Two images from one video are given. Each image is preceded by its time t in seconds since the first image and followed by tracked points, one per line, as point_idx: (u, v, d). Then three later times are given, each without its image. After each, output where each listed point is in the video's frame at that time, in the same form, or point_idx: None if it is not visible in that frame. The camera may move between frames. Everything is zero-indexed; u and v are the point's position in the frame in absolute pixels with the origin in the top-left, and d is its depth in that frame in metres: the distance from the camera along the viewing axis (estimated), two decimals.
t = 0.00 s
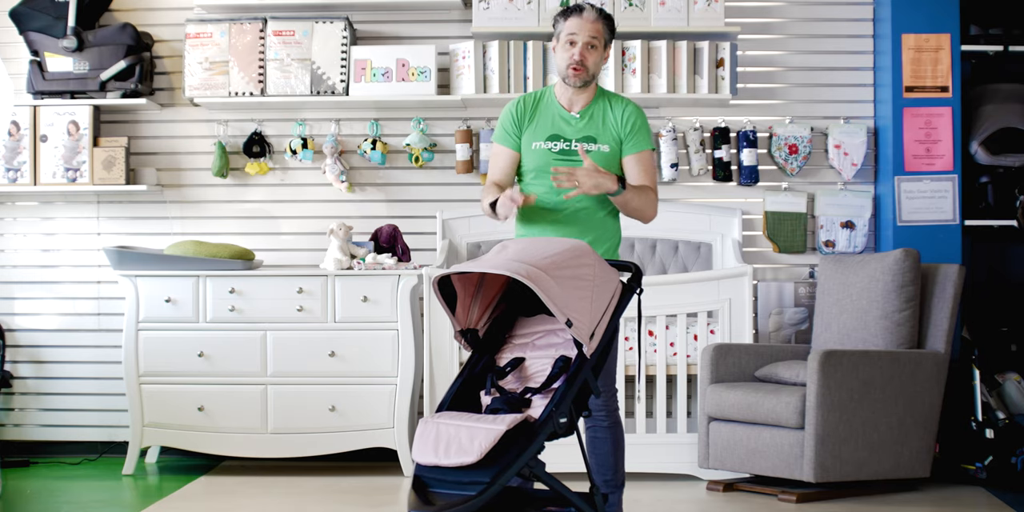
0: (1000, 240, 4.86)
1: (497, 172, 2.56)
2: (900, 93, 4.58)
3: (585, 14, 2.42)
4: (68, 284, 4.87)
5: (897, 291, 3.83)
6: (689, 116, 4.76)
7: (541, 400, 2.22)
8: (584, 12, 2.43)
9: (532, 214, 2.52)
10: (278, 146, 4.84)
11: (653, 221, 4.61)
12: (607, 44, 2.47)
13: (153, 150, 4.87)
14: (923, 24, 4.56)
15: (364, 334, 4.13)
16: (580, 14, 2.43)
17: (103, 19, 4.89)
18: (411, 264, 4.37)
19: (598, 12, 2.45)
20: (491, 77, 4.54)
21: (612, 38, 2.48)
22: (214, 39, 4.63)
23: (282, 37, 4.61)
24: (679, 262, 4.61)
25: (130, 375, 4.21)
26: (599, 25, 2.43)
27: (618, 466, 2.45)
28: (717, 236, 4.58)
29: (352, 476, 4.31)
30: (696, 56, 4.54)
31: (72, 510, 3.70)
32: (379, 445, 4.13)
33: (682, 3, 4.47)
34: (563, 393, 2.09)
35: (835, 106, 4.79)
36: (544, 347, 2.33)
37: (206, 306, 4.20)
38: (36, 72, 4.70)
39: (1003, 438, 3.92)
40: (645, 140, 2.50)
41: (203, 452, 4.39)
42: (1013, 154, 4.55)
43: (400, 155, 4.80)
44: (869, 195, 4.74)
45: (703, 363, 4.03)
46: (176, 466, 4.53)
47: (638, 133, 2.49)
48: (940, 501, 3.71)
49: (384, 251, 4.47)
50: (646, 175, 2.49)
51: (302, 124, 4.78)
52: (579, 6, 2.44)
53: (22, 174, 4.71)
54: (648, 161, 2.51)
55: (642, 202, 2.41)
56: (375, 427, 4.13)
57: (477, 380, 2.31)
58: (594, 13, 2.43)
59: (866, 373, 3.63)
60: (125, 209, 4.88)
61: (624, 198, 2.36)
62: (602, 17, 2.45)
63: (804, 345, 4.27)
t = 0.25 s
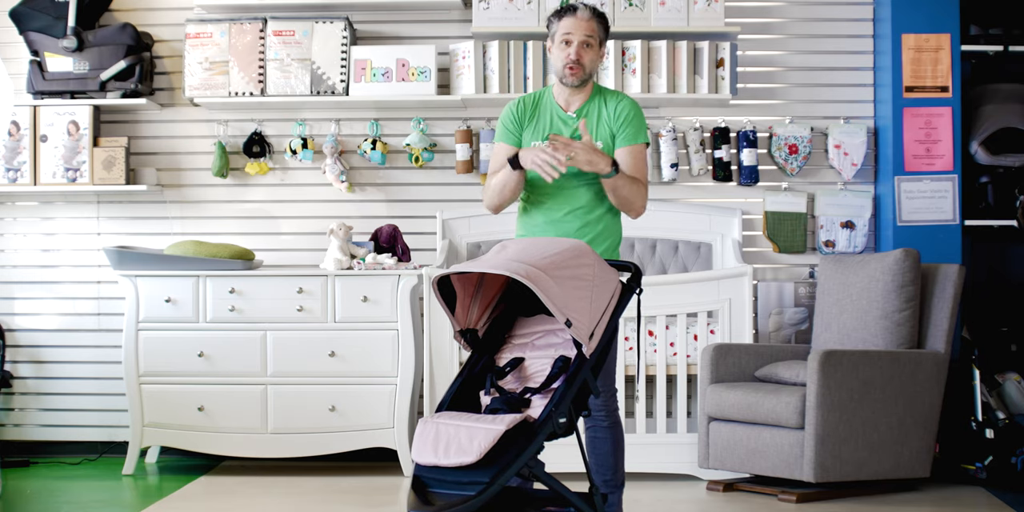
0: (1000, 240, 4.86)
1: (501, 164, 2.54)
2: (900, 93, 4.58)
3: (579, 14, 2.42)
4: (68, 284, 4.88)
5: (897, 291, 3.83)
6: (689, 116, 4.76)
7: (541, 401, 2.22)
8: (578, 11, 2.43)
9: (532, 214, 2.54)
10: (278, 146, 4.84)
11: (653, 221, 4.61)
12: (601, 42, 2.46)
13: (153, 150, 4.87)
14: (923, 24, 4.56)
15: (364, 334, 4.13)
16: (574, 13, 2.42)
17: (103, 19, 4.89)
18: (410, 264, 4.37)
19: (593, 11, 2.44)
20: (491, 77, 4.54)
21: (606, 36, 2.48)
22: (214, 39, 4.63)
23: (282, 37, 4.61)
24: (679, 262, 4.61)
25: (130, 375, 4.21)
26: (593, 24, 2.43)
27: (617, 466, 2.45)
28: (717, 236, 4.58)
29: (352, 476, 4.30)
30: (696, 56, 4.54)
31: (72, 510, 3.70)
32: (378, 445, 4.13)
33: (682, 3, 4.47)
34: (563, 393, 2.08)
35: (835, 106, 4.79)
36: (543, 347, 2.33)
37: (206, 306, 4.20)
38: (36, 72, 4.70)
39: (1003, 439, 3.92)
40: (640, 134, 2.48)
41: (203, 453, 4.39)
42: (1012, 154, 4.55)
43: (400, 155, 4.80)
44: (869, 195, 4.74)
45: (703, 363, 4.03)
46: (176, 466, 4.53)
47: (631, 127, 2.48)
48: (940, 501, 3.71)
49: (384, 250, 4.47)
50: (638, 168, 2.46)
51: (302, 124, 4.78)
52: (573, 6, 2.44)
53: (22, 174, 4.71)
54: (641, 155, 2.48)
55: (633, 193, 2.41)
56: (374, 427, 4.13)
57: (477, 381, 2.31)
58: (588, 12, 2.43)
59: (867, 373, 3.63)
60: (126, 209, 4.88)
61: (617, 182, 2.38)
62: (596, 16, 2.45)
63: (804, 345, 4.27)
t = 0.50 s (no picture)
0: (1000, 240, 4.86)
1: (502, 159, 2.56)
2: (900, 93, 4.58)
3: (584, 10, 2.44)
4: (68, 284, 4.88)
5: (897, 291, 3.83)
6: (689, 116, 4.76)
7: (541, 401, 2.22)
8: (583, 8, 2.44)
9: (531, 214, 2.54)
10: (278, 146, 4.84)
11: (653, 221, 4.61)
12: (605, 39, 2.48)
13: (153, 150, 4.87)
14: (923, 24, 4.56)
15: (364, 334, 4.13)
16: (580, 10, 2.44)
17: (103, 19, 4.89)
18: (411, 264, 4.37)
19: (597, 9, 2.46)
20: (491, 77, 4.54)
21: (609, 34, 2.49)
22: (214, 39, 4.63)
23: (282, 37, 4.61)
24: (679, 262, 4.61)
25: (130, 375, 4.21)
26: (598, 21, 2.44)
27: (617, 466, 2.45)
28: (717, 236, 4.58)
29: (352, 476, 4.30)
30: (696, 56, 4.54)
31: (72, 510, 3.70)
32: (378, 445, 4.13)
33: (682, 4, 4.47)
34: (563, 393, 2.08)
35: (835, 106, 4.79)
36: (544, 347, 2.33)
37: (206, 306, 4.20)
38: (35, 72, 4.70)
39: (1003, 439, 3.92)
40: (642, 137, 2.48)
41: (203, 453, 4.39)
42: (1012, 154, 4.55)
43: (400, 155, 4.80)
44: (869, 195, 4.74)
45: (704, 363, 4.03)
46: (176, 466, 4.53)
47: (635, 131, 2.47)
48: (940, 501, 3.71)
49: (384, 250, 4.47)
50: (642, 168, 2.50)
51: (302, 124, 4.78)
52: (578, 4, 2.46)
53: (22, 174, 4.71)
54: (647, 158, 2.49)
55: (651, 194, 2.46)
56: (374, 427, 4.13)
57: (477, 381, 2.31)
58: (593, 10, 2.45)
59: (867, 373, 3.63)
60: (125, 209, 4.88)
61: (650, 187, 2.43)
62: (601, 14, 2.47)
63: (804, 345, 4.27)
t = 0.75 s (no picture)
0: (1000, 240, 4.86)
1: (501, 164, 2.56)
2: (900, 93, 4.58)
3: (583, 13, 2.44)
4: (68, 284, 4.88)
5: (897, 291, 3.83)
6: (689, 116, 4.76)
7: (541, 401, 2.22)
8: (582, 11, 2.45)
9: (531, 213, 2.53)
10: (278, 146, 4.84)
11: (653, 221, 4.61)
12: (604, 43, 2.47)
13: (153, 150, 4.87)
14: (922, 24, 4.56)
15: (364, 334, 4.13)
16: (579, 13, 2.44)
17: (103, 19, 4.89)
18: (411, 264, 4.37)
19: (596, 12, 2.46)
20: (491, 77, 4.54)
21: (609, 38, 2.49)
22: (214, 39, 4.63)
23: (282, 37, 4.61)
24: (679, 262, 4.61)
25: (130, 375, 4.21)
26: (596, 24, 2.44)
27: (617, 466, 2.45)
28: (717, 236, 4.58)
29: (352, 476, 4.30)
30: (696, 56, 4.54)
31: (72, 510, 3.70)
32: (378, 445, 4.13)
33: (682, 4, 4.47)
34: (563, 393, 2.08)
35: (835, 106, 4.79)
36: (544, 347, 2.33)
37: (206, 306, 4.20)
38: (36, 72, 4.70)
39: (1002, 439, 3.92)
40: (645, 140, 2.50)
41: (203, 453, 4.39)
42: (1012, 154, 4.55)
43: (400, 155, 4.80)
44: (869, 195, 4.74)
45: (703, 363, 4.03)
46: (176, 466, 4.53)
47: (639, 133, 2.50)
48: (940, 501, 3.71)
49: (384, 250, 4.47)
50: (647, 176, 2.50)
51: (302, 124, 4.78)
52: (578, 6, 2.46)
53: (22, 174, 4.71)
54: (649, 162, 2.52)
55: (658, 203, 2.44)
56: (374, 427, 4.13)
57: (477, 381, 2.31)
58: (591, 13, 2.45)
59: (867, 373, 3.63)
60: (126, 209, 4.88)
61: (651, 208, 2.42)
62: (600, 17, 2.46)
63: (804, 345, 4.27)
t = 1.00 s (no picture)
0: (1000, 240, 4.86)
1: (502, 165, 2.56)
2: (900, 93, 4.58)
3: (586, 17, 2.41)
4: (68, 284, 4.88)
5: (897, 291, 3.83)
6: (689, 116, 4.76)
7: (541, 400, 2.22)
8: (585, 15, 2.42)
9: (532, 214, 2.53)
10: (278, 146, 4.84)
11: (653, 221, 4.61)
12: (608, 45, 2.47)
13: (153, 150, 4.87)
14: (923, 24, 4.56)
15: (364, 334, 4.13)
16: (582, 16, 2.42)
17: (103, 19, 4.89)
18: (410, 264, 4.37)
19: (600, 15, 2.44)
20: (491, 77, 4.54)
21: (612, 38, 2.48)
22: (214, 39, 4.63)
23: (282, 37, 4.61)
24: (679, 262, 4.61)
25: (130, 375, 4.21)
26: (600, 28, 2.43)
27: (617, 466, 2.45)
28: (717, 236, 4.58)
29: (352, 476, 4.30)
30: (696, 56, 4.54)
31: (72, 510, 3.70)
32: (379, 445, 4.13)
33: (682, 3, 4.47)
34: (563, 393, 2.08)
35: (835, 106, 4.79)
36: (543, 347, 2.33)
37: (206, 306, 4.20)
38: (36, 72, 4.70)
39: (1003, 439, 3.92)
40: (645, 141, 2.50)
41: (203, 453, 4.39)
42: (1012, 154, 4.55)
43: (400, 155, 4.80)
44: (869, 195, 4.74)
45: (703, 363, 4.03)
46: (176, 466, 4.53)
47: (639, 135, 2.49)
48: (940, 501, 3.71)
49: (384, 250, 4.47)
50: (645, 178, 2.51)
51: (302, 124, 4.78)
52: (581, 8, 2.43)
53: (22, 174, 4.71)
54: (648, 163, 2.52)
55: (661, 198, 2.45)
56: (375, 427, 4.13)
57: (477, 381, 2.31)
58: (595, 16, 2.42)
59: (867, 373, 3.63)
60: (125, 209, 4.88)
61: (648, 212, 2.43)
62: (603, 19, 2.45)
63: (804, 345, 4.27)
